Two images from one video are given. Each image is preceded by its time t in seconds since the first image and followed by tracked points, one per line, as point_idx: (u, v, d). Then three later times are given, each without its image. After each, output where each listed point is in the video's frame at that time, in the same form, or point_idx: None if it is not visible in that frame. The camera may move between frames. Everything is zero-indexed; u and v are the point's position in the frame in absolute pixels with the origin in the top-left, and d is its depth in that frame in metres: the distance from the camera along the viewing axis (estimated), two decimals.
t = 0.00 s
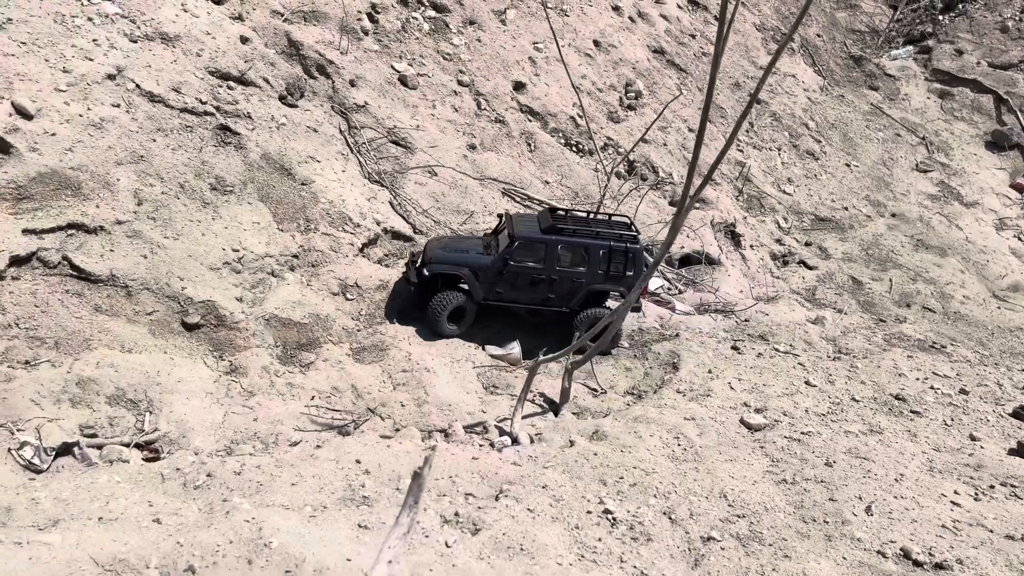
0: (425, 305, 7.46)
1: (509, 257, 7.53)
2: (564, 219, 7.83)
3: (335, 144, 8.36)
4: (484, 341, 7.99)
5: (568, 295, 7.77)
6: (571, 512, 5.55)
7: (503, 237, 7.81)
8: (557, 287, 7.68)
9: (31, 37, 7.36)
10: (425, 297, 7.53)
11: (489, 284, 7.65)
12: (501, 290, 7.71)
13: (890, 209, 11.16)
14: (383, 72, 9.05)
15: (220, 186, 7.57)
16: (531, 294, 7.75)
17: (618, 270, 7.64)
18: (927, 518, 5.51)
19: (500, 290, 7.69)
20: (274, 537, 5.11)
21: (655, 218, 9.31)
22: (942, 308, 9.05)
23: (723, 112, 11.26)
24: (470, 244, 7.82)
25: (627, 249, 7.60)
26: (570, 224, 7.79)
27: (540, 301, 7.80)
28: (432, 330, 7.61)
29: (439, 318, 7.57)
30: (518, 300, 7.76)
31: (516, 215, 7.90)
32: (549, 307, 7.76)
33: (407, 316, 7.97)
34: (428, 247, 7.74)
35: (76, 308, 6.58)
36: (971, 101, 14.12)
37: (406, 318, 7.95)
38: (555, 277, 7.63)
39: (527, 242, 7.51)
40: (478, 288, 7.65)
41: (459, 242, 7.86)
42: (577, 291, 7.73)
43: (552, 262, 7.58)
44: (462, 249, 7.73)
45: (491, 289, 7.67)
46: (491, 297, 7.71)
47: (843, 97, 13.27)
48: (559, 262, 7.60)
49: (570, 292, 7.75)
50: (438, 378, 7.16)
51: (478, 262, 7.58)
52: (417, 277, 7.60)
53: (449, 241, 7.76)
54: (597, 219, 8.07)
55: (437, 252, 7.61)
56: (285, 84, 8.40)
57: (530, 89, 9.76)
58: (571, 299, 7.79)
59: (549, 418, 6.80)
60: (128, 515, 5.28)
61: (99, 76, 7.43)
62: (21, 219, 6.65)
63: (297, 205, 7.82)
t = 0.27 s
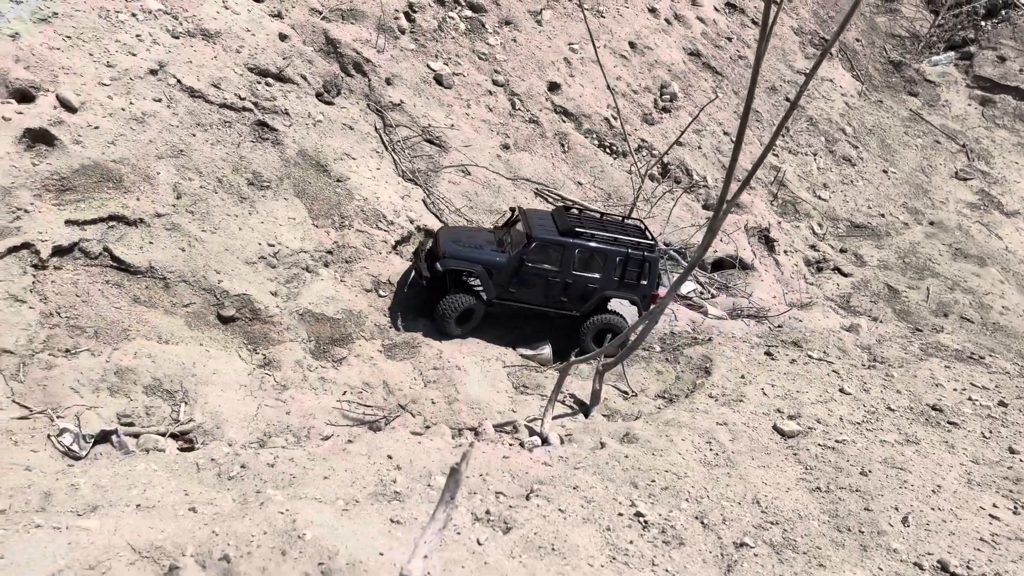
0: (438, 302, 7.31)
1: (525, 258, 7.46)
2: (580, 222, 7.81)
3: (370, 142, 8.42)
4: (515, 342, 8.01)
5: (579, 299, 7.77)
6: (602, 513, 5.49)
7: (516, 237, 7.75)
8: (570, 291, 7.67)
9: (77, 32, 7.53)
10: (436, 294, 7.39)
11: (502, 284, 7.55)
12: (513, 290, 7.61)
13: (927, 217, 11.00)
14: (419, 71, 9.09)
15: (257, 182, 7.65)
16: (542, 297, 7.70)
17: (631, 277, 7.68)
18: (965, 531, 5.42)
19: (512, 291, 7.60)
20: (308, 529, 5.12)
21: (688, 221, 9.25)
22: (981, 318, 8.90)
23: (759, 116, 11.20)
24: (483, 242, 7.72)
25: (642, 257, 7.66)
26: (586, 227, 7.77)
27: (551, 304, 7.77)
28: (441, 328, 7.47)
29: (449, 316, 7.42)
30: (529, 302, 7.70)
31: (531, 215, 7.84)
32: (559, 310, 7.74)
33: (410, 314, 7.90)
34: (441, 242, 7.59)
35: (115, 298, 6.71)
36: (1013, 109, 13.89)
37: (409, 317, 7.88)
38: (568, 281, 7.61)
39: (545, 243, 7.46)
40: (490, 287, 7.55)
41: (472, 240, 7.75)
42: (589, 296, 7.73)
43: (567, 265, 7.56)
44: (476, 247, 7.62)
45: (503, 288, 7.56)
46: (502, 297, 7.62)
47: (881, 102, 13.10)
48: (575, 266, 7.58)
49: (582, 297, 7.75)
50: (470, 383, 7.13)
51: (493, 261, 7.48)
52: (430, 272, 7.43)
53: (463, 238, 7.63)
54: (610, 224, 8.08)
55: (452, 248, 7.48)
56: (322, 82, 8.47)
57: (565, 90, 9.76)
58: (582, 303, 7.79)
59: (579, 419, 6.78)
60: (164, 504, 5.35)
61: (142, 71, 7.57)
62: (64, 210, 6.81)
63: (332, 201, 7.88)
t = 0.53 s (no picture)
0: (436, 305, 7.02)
1: (529, 265, 7.22)
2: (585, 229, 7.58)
3: (399, 138, 8.42)
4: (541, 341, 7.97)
5: (577, 308, 7.55)
6: (628, 514, 5.46)
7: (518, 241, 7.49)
8: (570, 300, 7.45)
9: (113, 26, 7.65)
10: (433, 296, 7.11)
11: (502, 290, 7.29)
12: (513, 296, 7.37)
13: (961, 220, 10.82)
14: (448, 68, 9.07)
15: (287, 177, 7.70)
16: (540, 304, 7.47)
17: (632, 290, 7.49)
18: (998, 541, 5.33)
19: (511, 296, 7.36)
20: (335, 522, 5.12)
21: (717, 221, 9.17)
22: (1016, 324, 8.74)
23: (790, 116, 11.07)
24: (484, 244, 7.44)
25: (645, 271, 7.47)
26: (590, 235, 7.54)
27: (550, 311, 7.54)
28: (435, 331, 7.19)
29: (444, 321, 7.15)
30: (527, 308, 7.46)
31: (535, 219, 7.59)
32: (557, 319, 7.52)
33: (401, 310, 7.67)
34: (442, 242, 7.28)
35: (146, 290, 6.80)
36: None
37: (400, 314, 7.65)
38: (569, 290, 7.39)
39: (551, 251, 7.22)
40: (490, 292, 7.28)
41: (472, 241, 7.46)
42: (589, 307, 7.52)
43: (570, 274, 7.34)
44: (477, 249, 7.34)
45: (503, 294, 7.30)
46: (500, 302, 7.37)
47: (916, 103, 12.88)
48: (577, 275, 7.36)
49: (580, 307, 7.54)
50: (493, 368, 7.26)
51: (495, 266, 7.20)
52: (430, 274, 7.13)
53: (464, 239, 7.34)
54: (613, 231, 7.86)
55: (454, 250, 7.18)
56: (352, 77, 8.49)
57: (594, 89, 9.69)
58: (581, 313, 7.57)
59: (605, 420, 6.75)
60: (193, 495, 5.38)
61: (175, 66, 7.65)
62: (98, 203, 6.94)
63: (359, 197, 7.91)
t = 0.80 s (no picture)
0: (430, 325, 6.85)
1: (522, 282, 6.95)
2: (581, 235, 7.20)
3: (426, 131, 8.42)
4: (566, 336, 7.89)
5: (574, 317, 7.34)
6: (655, 510, 5.43)
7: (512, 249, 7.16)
8: (566, 311, 7.23)
9: (145, 19, 7.73)
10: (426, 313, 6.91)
11: (496, 305, 7.07)
12: (508, 309, 7.16)
13: (994, 220, 10.65)
14: (476, 61, 9.04)
15: (315, 169, 7.72)
16: (536, 314, 7.27)
17: (629, 297, 7.24)
18: None
19: (506, 309, 7.15)
20: (362, 513, 5.11)
21: (745, 217, 9.12)
22: None
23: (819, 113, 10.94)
24: (477, 255, 7.10)
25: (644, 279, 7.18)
26: (587, 242, 7.18)
27: (545, 320, 7.36)
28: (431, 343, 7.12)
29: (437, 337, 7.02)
30: (522, 319, 7.27)
31: (529, 225, 7.19)
32: (553, 327, 7.36)
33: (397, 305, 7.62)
34: (432, 257, 6.96)
35: (176, 281, 6.89)
36: None
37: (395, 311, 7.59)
38: (566, 301, 7.15)
39: (545, 268, 6.90)
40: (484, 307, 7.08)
41: (464, 251, 7.12)
42: (586, 314, 7.31)
43: (566, 288, 7.07)
44: (470, 263, 7.02)
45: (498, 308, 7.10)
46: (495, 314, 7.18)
47: (949, 100, 12.68)
48: (574, 288, 7.09)
49: (577, 316, 7.31)
50: (518, 356, 7.34)
51: (489, 283, 6.93)
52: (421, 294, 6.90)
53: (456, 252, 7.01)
54: (612, 231, 7.48)
55: (446, 269, 6.87)
56: (380, 70, 8.48)
57: (621, 83, 9.63)
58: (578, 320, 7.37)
59: (631, 416, 6.72)
60: (221, 483, 5.42)
61: (205, 57, 7.70)
62: (130, 193, 7.02)
63: (386, 190, 7.90)
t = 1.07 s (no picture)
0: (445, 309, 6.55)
1: (539, 261, 6.79)
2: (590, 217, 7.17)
3: (453, 123, 8.39)
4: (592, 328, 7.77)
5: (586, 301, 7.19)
6: (686, 506, 5.35)
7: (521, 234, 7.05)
8: (579, 294, 7.09)
9: (176, 9, 7.76)
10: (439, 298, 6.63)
11: (512, 288, 6.85)
12: (522, 293, 6.94)
13: None
14: (503, 53, 9.01)
15: (342, 160, 7.72)
16: (548, 299, 7.09)
17: (641, 278, 7.18)
18: None
19: (519, 294, 6.93)
20: (391, 504, 5.10)
21: (774, 212, 9.09)
22: None
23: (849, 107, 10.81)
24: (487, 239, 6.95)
25: (654, 258, 7.16)
26: (597, 224, 7.14)
27: (556, 306, 7.18)
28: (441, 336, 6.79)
29: (452, 324, 6.69)
30: (535, 305, 7.06)
31: (537, 208, 7.15)
32: (566, 313, 7.15)
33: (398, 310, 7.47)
34: (445, 240, 6.77)
35: (205, 270, 6.93)
36: None
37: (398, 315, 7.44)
38: (579, 283, 7.02)
39: (561, 246, 6.80)
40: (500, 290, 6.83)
41: (474, 236, 6.97)
42: (598, 298, 7.16)
43: (580, 267, 6.95)
44: (482, 245, 6.84)
45: (513, 291, 6.87)
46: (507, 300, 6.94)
47: (982, 95, 12.48)
48: (587, 268, 6.98)
49: (589, 299, 7.17)
50: (545, 348, 7.31)
51: (504, 264, 6.74)
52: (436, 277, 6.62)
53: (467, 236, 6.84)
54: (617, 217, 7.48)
55: (460, 250, 6.67)
56: (407, 62, 8.46)
57: (649, 76, 9.55)
58: (589, 305, 7.21)
59: (658, 411, 6.70)
60: (251, 471, 5.44)
61: (235, 48, 7.73)
62: (160, 183, 7.07)
63: (413, 181, 7.87)
